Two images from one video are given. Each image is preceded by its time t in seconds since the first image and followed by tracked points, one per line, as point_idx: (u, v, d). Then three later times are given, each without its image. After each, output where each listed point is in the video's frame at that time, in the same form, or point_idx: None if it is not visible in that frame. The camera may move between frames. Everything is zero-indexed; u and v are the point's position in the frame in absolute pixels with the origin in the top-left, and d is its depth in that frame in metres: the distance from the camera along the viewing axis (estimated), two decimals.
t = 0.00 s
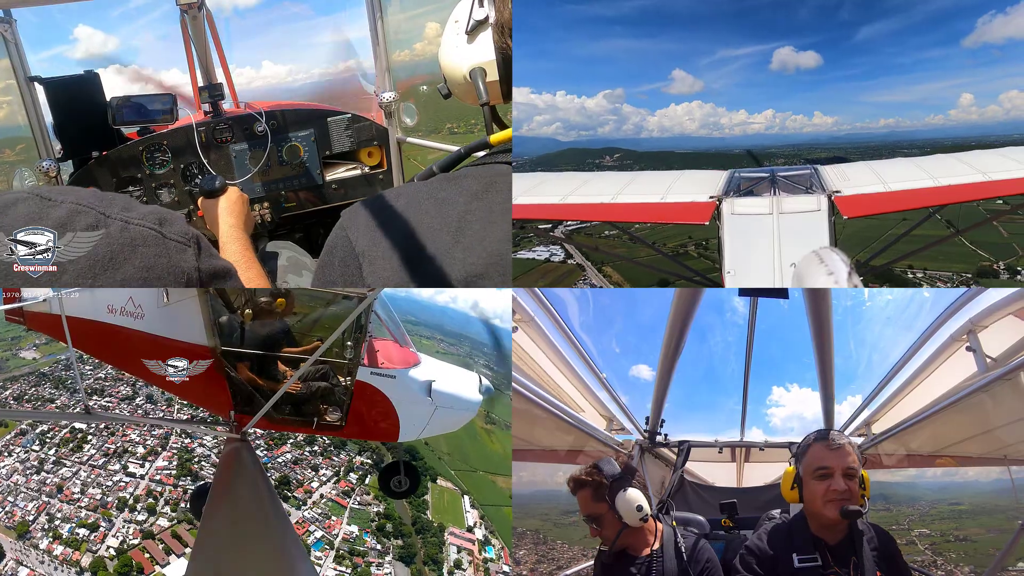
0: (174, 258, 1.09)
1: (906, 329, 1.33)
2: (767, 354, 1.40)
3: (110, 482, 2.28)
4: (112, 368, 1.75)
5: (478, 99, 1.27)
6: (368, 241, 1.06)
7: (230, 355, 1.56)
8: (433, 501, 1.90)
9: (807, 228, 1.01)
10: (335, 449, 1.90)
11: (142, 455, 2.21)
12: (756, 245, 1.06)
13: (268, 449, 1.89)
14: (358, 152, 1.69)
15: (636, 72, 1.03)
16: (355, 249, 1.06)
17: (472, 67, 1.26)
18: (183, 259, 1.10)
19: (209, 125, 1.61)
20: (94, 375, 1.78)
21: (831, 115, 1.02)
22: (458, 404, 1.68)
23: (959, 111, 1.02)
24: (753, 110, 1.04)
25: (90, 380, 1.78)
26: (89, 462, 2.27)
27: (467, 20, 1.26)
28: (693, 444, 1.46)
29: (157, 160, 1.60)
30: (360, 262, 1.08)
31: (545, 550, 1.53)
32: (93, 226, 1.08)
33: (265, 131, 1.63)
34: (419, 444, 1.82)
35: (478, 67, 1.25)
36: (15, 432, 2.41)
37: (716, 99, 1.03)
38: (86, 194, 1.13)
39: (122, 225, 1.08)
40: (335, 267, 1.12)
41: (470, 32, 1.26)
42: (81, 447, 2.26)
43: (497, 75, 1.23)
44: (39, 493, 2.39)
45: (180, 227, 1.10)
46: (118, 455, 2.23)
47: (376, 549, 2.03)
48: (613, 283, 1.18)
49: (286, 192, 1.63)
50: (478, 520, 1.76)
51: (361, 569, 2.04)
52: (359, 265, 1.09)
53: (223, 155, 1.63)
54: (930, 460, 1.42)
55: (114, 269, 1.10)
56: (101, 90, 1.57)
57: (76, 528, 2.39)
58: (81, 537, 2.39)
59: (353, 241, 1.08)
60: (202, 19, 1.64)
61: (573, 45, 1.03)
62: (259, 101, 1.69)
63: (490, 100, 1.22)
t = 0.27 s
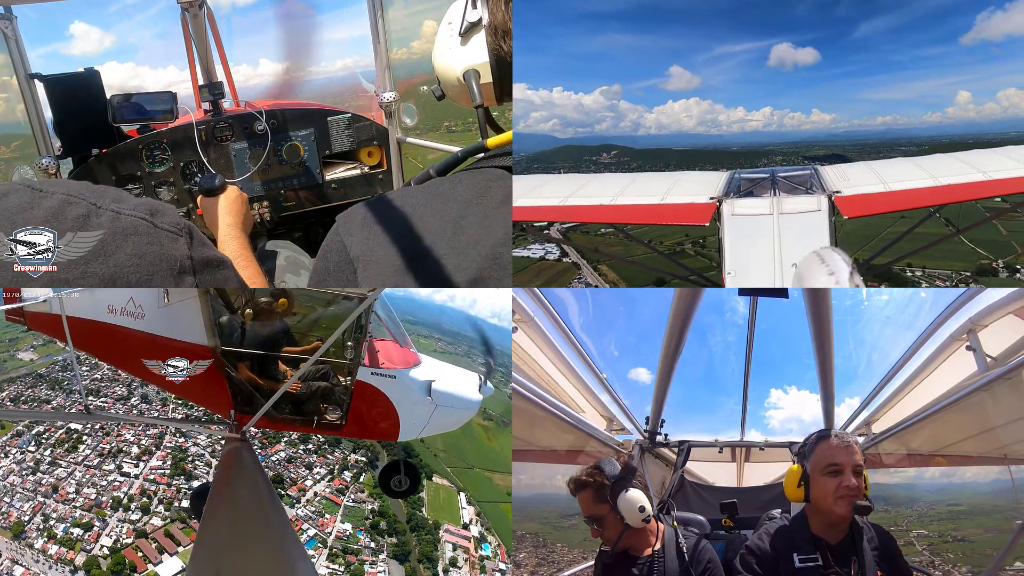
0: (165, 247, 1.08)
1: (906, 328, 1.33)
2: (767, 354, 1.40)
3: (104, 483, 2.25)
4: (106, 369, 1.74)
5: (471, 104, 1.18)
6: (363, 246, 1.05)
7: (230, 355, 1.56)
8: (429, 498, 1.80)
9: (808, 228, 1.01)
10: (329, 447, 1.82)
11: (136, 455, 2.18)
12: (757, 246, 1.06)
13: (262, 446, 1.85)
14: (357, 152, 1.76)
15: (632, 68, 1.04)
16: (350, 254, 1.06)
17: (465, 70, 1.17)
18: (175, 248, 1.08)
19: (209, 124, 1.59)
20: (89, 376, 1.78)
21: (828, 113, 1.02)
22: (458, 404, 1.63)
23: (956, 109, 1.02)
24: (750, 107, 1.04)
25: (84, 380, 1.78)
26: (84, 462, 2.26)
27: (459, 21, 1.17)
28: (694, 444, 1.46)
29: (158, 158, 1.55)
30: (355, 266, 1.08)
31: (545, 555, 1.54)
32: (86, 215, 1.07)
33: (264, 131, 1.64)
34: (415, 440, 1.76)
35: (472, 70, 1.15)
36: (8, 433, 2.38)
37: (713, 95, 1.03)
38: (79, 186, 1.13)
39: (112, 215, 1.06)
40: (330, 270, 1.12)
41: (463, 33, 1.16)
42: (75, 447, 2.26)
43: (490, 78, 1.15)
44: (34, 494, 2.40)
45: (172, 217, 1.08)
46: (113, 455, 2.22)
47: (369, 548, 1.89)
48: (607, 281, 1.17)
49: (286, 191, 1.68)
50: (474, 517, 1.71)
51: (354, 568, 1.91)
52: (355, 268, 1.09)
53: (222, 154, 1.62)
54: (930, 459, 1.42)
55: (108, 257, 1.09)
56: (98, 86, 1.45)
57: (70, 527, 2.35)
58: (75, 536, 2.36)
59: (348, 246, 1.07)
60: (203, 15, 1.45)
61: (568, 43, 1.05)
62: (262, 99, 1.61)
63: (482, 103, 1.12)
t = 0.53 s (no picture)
0: (166, 245, 1.06)
1: (906, 329, 1.33)
2: (766, 354, 1.40)
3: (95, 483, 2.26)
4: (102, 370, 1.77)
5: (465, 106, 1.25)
6: (357, 252, 1.03)
7: (230, 356, 1.56)
8: (424, 497, 1.89)
9: (808, 228, 1.01)
10: (323, 448, 1.86)
11: (130, 456, 2.20)
12: (757, 246, 1.05)
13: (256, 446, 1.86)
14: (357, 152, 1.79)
15: (630, 65, 1.03)
16: (344, 261, 1.03)
17: (460, 72, 1.23)
18: (176, 247, 1.06)
19: (209, 123, 1.58)
20: (86, 377, 1.80)
21: (826, 109, 1.03)
22: (458, 405, 1.68)
23: (954, 105, 1.03)
24: (749, 103, 1.04)
25: (81, 382, 1.79)
26: (77, 463, 2.26)
27: (455, 24, 1.22)
28: (694, 445, 1.46)
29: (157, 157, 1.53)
30: (350, 272, 1.06)
31: (544, 557, 1.54)
32: (85, 212, 1.05)
33: (264, 130, 1.63)
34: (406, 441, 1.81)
35: (467, 73, 1.22)
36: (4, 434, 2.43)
37: (710, 92, 1.03)
38: (80, 184, 1.12)
39: (114, 213, 1.04)
40: (327, 275, 1.11)
41: (459, 35, 1.22)
42: (68, 448, 2.25)
43: (486, 80, 1.21)
44: (27, 493, 2.44)
45: (173, 215, 1.06)
46: (106, 455, 2.22)
47: (362, 548, 2.00)
48: (601, 278, 1.16)
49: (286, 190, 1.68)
50: (469, 516, 1.77)
51: (345, 567, 1.99)
52: (350, 275, 1.07)
53: (223, 154, 1.61)
54: (927, 460, 1.42)
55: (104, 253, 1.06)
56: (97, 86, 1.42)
57: (63, 527, 2.36)
58: (68, 536, 2.37)
59: (344, 253, 1.04)
60: (205, 16, 1.44)
61: (566, 38, 1.03)
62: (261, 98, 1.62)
63: (479, 108, 1.20)
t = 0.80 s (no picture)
0: (169, 246, 1.06)
1: (906, 329, 1.33)
2: (766, 355, 1.40)
3: (91, 483, 2.33)
4: (97, 371, 1.80)
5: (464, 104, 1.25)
6: (355, 250, 1.03)
7: (231, 355, 1.56)
8: (417, 498, 1.86)
9: (809, 228, 1.01)
10: (316, 447, 1.88)
11: (123, 457, 2.25)
12: (757, 246, 1.05)
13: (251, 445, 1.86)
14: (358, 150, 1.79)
15: (627, 62, 1.02)
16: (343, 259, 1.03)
17: (459, 70, 1.22)
18: (178, 248, 1.07)
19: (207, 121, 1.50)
20: (83, 378, 1.80)
21: (823, 107, 1.02)
22: (458, 405, 1.68)
23: (951, 104, 1.02)
24: (746, 101, 1.03)
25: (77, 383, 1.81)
26: (71, 464, 2.34)
27: (454, 22, 1.22)
28: (694, 445, 1.46)
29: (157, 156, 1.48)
30: (349, 271, 1.06)
31: (544, 559, 1.54)
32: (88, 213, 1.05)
33: (264, 129, 1.59)
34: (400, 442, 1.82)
35: (466, 71, 1.21)
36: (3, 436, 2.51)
37: (707, 89, 1.03)
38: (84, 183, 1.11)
39: (118, 213, 1.04)
40: (325, 276, 1.12)
41: (457, 33, 1.22)
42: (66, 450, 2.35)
43: (486, 79, 1.21)
44: (22, 494, 2.48)
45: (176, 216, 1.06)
46: (101, 457, 2.31)
47: (354, 548, 1.94)
48: (595, 279, 1.17)
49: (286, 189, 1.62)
50: (464, 516, 1.78)
51: (337, 568, 1.91)
52: (349, 274, 1.07)
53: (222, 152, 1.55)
54: (925, 461, 1.43)
55: (108, 254, 1.05)
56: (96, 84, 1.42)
57: (58, 526, 2.40)
58: (61, 535, 2.40)
59: (341, 251, 1.05)
60: (205, 15, 1.42)
61: (564, 35, 1.03)
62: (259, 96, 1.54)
63: (479, 106, 1.20)
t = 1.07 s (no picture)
0: (168, 241, 1.04)
1: (906, 328, 1.33)
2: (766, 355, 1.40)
3: (86, 482, 2.29)
4: (94, 371, 1.75)
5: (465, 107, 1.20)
6: (353, 252, 0.99)
7: (231, 355, 1.56)
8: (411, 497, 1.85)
9: (808, 228, 1.00)
10: (311, 446, 1.85)
11: (118, 456, 2.22)
12: (756, 246, 1.05)
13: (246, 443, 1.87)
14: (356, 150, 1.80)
15: (624, 59, 1.03)
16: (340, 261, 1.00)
17: (459, 72, 1.18)
18: (177, 244, 1.04)
19: (208, 121, 1.64)
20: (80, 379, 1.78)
21: (820, 105, 1.03)
22: (458, 405, 1.69)
23: (949, 102, 1.02)
24: (744, 99, 1.04)
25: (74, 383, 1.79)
26: (66, 463, 2.31)
27: (454, 22, 1.17)
28: (694, 446, 1.46)
29: (155, 154, 1.56)
30: (346, 272, 1.02)
31: (543, 558, 1.52)
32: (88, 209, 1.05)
33: (264, 128, 1.69)
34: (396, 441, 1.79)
35: (466, 73, 1.17)
36: None
37: (706, 87, 1.04)
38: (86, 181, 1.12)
39: (117, 209, 1.04)
40: (325, 275, 1.06)
41: (457, 34, 1.17)
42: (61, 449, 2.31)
43: (487, 82, 1.17)
44: (17, 493, 2.45)
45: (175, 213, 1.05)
46: (97, 456, 2.27)
47: (346, 547, 1.93)
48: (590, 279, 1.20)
49: (285, 187, 1.71)
50: (459, 514, 1.77)
51: (329, 566, 1.92)
52: (347, 275, 1.02)
53: (222, 151, 1.67)
54: (924, 461, 1.42)
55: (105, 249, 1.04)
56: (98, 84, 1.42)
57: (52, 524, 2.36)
58: (55, 534, 2.38)
59: (340, 251, 1.01)
60: (205, 16, 1.57)
61: (562, 33, 1.04)
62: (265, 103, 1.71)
63: (479, 110, 1.15)
